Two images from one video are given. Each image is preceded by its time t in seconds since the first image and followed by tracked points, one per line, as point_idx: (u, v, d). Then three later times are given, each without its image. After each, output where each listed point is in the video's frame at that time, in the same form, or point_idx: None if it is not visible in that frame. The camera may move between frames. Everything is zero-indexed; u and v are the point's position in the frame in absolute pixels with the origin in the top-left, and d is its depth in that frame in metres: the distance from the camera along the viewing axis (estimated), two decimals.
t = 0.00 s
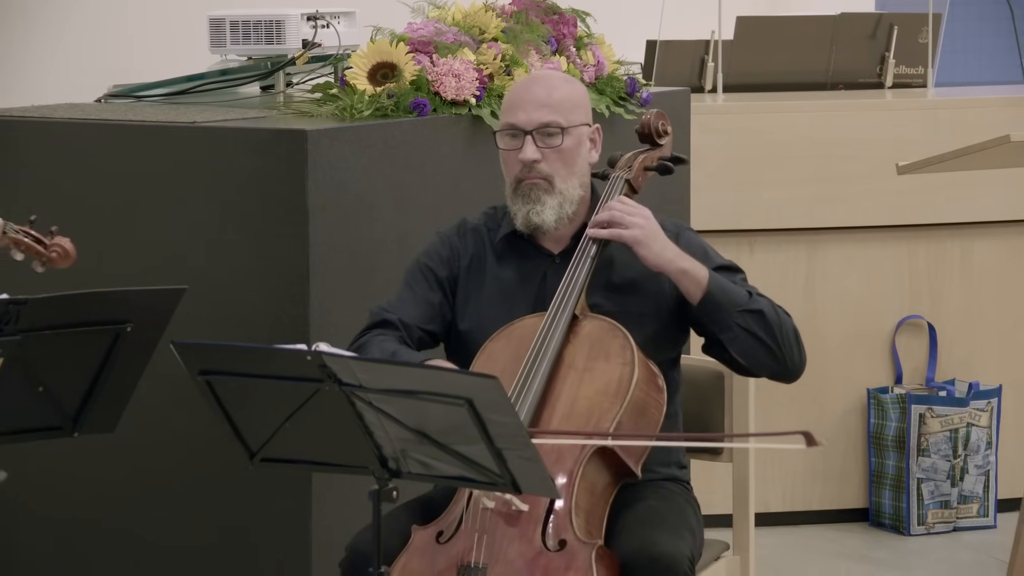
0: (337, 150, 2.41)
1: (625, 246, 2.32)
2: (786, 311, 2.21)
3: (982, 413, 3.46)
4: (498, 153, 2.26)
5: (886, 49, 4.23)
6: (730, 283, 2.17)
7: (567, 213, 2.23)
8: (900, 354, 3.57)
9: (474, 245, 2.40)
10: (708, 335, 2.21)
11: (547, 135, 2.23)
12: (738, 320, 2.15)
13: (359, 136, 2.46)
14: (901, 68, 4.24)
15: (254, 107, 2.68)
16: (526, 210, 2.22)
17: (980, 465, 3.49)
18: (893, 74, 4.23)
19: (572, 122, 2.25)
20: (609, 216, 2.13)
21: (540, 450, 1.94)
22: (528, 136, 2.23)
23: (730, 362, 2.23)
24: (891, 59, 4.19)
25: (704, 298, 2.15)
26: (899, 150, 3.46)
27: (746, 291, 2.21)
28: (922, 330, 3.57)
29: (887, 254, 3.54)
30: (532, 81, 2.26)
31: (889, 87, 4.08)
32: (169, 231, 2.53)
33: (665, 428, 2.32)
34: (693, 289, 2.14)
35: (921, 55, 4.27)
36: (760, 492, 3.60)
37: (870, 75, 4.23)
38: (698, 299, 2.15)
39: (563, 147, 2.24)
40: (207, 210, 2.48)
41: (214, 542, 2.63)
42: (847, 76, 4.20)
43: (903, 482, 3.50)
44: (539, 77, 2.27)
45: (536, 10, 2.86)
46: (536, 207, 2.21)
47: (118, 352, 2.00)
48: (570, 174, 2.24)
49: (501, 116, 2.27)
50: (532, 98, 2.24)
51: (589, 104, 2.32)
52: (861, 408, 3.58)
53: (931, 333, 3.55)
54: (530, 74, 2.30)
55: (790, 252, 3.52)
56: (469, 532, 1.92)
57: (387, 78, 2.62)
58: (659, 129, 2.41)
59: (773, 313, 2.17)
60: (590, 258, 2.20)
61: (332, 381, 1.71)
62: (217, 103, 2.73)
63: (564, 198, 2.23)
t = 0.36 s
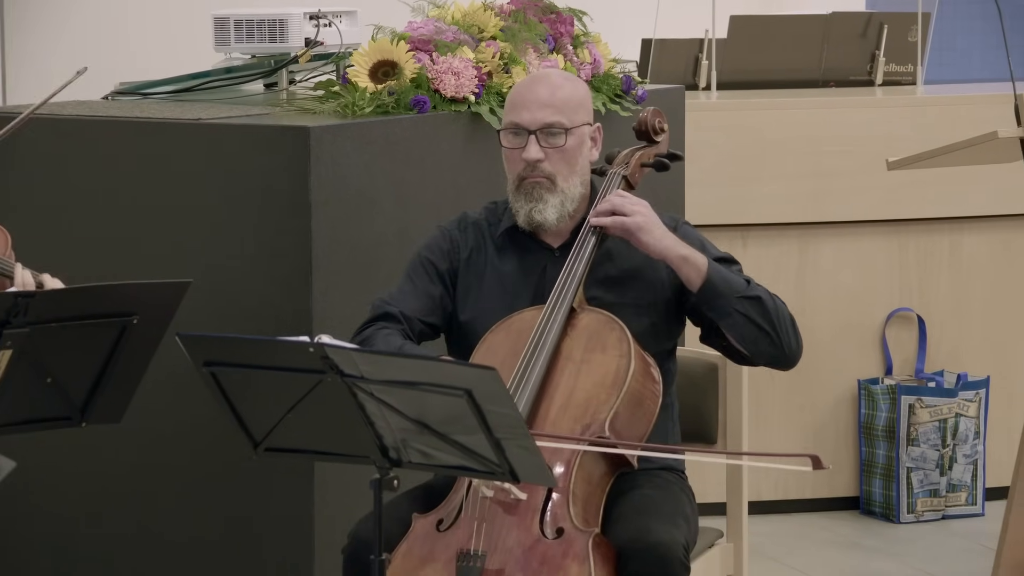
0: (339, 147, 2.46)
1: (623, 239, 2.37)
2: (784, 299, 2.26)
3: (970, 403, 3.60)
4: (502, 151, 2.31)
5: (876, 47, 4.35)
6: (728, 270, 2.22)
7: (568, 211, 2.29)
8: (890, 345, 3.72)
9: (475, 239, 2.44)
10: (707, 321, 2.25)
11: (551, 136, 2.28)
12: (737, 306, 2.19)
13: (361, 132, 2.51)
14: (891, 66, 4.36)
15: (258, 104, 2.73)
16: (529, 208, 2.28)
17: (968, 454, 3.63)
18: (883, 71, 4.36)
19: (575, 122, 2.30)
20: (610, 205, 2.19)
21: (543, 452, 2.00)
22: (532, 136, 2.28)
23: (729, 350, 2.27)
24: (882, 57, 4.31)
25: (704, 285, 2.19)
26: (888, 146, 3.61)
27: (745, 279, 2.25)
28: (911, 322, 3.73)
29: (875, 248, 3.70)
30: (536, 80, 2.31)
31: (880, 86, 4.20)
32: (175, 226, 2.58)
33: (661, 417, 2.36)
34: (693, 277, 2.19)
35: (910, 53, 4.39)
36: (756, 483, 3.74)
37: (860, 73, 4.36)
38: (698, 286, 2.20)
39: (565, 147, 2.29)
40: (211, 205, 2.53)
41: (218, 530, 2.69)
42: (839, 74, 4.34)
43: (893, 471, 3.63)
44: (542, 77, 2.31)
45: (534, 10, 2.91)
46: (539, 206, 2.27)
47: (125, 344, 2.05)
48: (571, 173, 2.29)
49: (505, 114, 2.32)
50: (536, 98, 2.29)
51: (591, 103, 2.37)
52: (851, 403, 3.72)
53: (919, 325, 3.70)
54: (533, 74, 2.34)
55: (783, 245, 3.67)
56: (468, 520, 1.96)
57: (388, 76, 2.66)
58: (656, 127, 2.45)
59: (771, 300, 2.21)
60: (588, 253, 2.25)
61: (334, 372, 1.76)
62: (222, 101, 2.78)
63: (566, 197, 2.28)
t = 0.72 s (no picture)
0: (343, 144, 2.51)
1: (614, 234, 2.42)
2: (770, 297, 2.32)
3: (962, 395, 3.67)
4: (493, 157, 2.35)
5: (870, 46, 4.44)
6: (713, 275, 2.27)
7: (559, 213, 2.35)
8: (884, 338, 3.80)
9: (472, 237, 2.50)
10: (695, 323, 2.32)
11: (541, 142, 2.33)
12: (723, 312, 2.26)
13: (367, 130, 2.57)
14: (885, 65, 4.45)
15: (264, 103, 2.78)
16: (521, 213, 2.33)
17: (960, 444, 3.71)
18: (877, 70, 4.44)
19: (563, 127, 2.34)
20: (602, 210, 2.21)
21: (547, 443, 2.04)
22: (521, 144, 2.32)
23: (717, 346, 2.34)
24: (875, 57, 4.39)
25: (688, 293, 2.25)
26: (881, 145, 3.68)
27: (731, 281, 2.32)
28: (904, 315, 3.80)
29: (870, 243, 3.77)
30: (522, 87, 2.35)
31: (874, 85, 4.29)
32: (183, 222, 2.63)
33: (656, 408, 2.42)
34: (677, 286, 2.25)
35: (903, 51, 4.46)
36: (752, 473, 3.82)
37: (854, 72, 4.43)
38: (682, 294, 2.26)
39: (555, 152, 2.34)
40: (219, 201, 2.59)
41: (226, 519, 2.76)
42: (834, 73, 4.41)
43: (886, 461, 3.70)
44: (529, 82, 2.35)
45: (535, 9, 2.96)
46: (531, 211, 2.32)
47: (135, 336, 2.11)
48: (561, 176, 2.34)
49: (493, 122, 2.36)
50: (524, 106, 2.33)
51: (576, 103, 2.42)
52: (845, 394, 3.80)
53: (912, 318, 3.78)
54: (519, 78, 2.38)
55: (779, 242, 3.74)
56: (468, 509, 2.02)
57: (392, 74, 2.72)
58: (648, 125, 2.52)
59: (757, 303, 2.27)
60: (582, 250, 2.31)
61: (339, 365, 1.81)
62: (230, 100, 2.83)
63: (557, 200, 2.34)
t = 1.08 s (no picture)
0: (350, 140, 2.57)
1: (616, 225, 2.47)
2: (769, 283, 2.37)
3: (957, 384, 3.77)
4: (499, 159, 2.40)
5: (867, 44, 4.53)
6: (713, 264, 2.32)
7: (565, 213, 2.41)
8: (880, 330, 3.92)
9: (477, 230, 2.56)
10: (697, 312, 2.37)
11: (546, 145, 2.37)
12: (723, 300, 2.31)
13: (373, 125, 2.62)
14: (881, 62, 4.55)
15: (272, 98, 2.83)
16: (529, 215, 2.39)
17: (955, 433, 3.81)
18: (874, 66, 4.53)
19: (569, 129, 2.39)
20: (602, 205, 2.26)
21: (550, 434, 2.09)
22: (528, 147, 2.37)
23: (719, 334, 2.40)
24: (872, 53, 4.48)
25: (689, 283, 2.30)
26: (878, 140, 3.80)
27: (731, 269, 2.37)
28: (900, 306, 3.92)
29: (866, 237, 3.89)
30: (527, 90, 2.38)
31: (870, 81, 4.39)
32: (194, 214, 2.69)
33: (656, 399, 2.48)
34: (678, 276, 2.30)
35: (899, 48, 4.55)
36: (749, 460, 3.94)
37: (851, 67, 4.53)
38: (683, 283, 2.31)
39: (561, 155, 2.39)
40: (229, 195, 2.65)
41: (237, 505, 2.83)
42: (832, 69, 4.51)
43: (882, 449, 3.84)
44: (534, 84, 2.39)
45: (538, 7, 3.02)
46: (537, 213, 2.39)
47: (147, 326, 2.16)
48: (567, 177, 2.40)
49: (499, 123, 2.40)
50: (531, 110, 2.37)
51: (580, 101, 2.46)
52: (842, 385, 3.92)
53: (908, 310, 3.89)
54: (525, 79, 2.41)
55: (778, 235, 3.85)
56: (472, 496, 2.07)
57: (399, 71, 2.78)
58: (648, 120, 2.57)
59: (756, 290, 2.33)
60: (584, 242, 2.36)
61: (347, 355, 1.87)
62: (239, 95, 2.90)
63: (562, 200, 2.40)
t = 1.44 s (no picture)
0: (363, 135, 2.62)
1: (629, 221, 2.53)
2: (778, 277, 2.42)
3: (958, 375, 3.84)
4: (519, 162, 2.45)
5: (869, 41, 4.63)
6: (723, 257, 2.38)
7: (581, 216, 2.47)
8: (881, 321, 4.00)
9: (491, 223, 2.61)
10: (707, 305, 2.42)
11: (567, 152, 2.42)
12: (734, 291, 2.37)
13: (386, 121, 2.68)
14: (883, 59, 4.64)
15: (287, 95, 2.90)
16: (546, 217, 2.45)
17: (955, 423, 3.88)
18: (876, 63, 4.64)
19: (589, 136, 2.43)
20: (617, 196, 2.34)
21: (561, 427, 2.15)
22: (549, 154, 2.42)
23: (728, 327, 2.45)
24: (874, 50, 4.58)
25: (701, 274, 2.36)
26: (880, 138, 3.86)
27: (740, 263, 2.42)
28: (902, 299, 4.00)
29: (868, 230, 3.97)
30: (550, 96, 2.42)
31: (873, 77, 4.49)
32: (211, 209, 2.76)
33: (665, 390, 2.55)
34: (690, 267, 2.35)
35: (901, 45, 4.65)
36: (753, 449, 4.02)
37: (854, 65, 4.62)
38: (695, 274, 2.36)
39: (581, 161, 2.43)
40: (244, 190, 2.71)
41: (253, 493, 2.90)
42: (835, 67, 4.60)
43: (884, 439, 3.91)
44: (558, 91, 2.42)
45: (547, 5, 3.06)
46: (555, 216, 2.45)
47: (164, 318, 2.23)
48: (585, 182, 2.46)
49: (521, 127, 2.44)
50: (553, 118, 2.41)
51: (598, 104, 2.49)
52: (843, 376, 4.01)
53: (909, 302, 3.98)
54: (548, 84, 2.44)
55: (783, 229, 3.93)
56: (485, 484, 2.13)
57: (411, 67, 2.83)
58: (660, 116, 2.63)
59: (766, 283, 2.38)
60: (595, 239, 2.42)
61: (359, 346, 1.92)
62: (254, 92, 2.95)
63: (580, 204, 2.46)
